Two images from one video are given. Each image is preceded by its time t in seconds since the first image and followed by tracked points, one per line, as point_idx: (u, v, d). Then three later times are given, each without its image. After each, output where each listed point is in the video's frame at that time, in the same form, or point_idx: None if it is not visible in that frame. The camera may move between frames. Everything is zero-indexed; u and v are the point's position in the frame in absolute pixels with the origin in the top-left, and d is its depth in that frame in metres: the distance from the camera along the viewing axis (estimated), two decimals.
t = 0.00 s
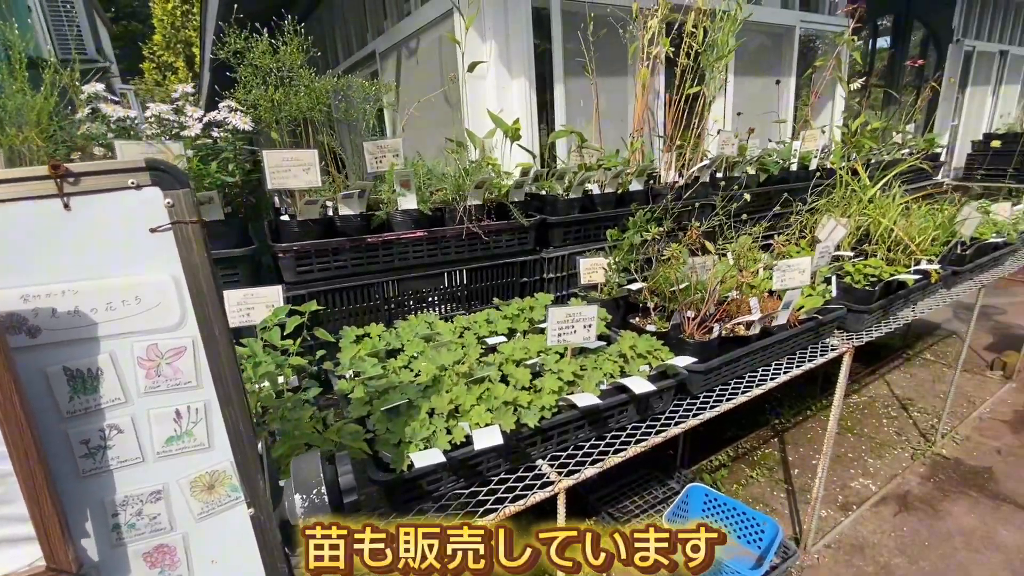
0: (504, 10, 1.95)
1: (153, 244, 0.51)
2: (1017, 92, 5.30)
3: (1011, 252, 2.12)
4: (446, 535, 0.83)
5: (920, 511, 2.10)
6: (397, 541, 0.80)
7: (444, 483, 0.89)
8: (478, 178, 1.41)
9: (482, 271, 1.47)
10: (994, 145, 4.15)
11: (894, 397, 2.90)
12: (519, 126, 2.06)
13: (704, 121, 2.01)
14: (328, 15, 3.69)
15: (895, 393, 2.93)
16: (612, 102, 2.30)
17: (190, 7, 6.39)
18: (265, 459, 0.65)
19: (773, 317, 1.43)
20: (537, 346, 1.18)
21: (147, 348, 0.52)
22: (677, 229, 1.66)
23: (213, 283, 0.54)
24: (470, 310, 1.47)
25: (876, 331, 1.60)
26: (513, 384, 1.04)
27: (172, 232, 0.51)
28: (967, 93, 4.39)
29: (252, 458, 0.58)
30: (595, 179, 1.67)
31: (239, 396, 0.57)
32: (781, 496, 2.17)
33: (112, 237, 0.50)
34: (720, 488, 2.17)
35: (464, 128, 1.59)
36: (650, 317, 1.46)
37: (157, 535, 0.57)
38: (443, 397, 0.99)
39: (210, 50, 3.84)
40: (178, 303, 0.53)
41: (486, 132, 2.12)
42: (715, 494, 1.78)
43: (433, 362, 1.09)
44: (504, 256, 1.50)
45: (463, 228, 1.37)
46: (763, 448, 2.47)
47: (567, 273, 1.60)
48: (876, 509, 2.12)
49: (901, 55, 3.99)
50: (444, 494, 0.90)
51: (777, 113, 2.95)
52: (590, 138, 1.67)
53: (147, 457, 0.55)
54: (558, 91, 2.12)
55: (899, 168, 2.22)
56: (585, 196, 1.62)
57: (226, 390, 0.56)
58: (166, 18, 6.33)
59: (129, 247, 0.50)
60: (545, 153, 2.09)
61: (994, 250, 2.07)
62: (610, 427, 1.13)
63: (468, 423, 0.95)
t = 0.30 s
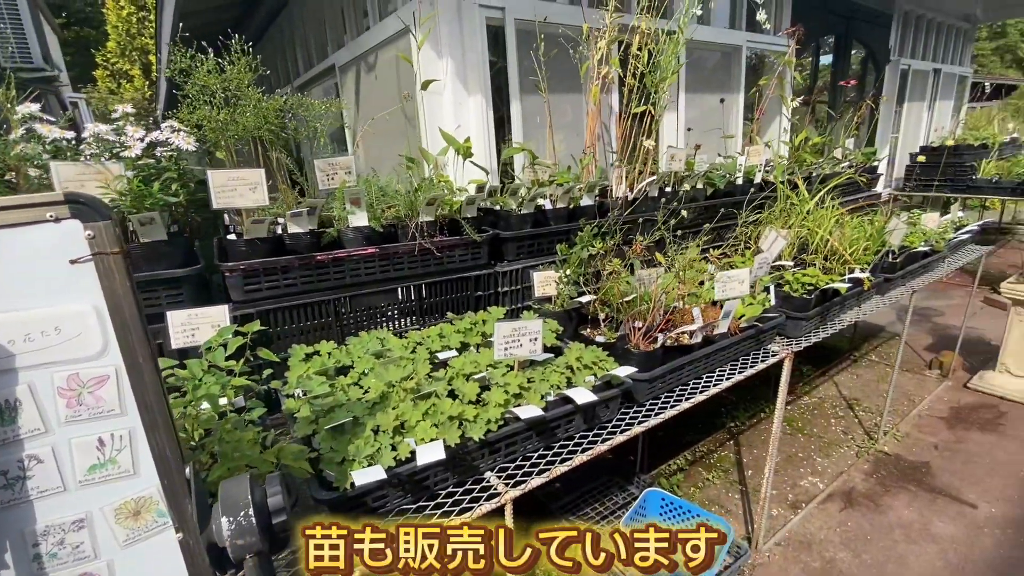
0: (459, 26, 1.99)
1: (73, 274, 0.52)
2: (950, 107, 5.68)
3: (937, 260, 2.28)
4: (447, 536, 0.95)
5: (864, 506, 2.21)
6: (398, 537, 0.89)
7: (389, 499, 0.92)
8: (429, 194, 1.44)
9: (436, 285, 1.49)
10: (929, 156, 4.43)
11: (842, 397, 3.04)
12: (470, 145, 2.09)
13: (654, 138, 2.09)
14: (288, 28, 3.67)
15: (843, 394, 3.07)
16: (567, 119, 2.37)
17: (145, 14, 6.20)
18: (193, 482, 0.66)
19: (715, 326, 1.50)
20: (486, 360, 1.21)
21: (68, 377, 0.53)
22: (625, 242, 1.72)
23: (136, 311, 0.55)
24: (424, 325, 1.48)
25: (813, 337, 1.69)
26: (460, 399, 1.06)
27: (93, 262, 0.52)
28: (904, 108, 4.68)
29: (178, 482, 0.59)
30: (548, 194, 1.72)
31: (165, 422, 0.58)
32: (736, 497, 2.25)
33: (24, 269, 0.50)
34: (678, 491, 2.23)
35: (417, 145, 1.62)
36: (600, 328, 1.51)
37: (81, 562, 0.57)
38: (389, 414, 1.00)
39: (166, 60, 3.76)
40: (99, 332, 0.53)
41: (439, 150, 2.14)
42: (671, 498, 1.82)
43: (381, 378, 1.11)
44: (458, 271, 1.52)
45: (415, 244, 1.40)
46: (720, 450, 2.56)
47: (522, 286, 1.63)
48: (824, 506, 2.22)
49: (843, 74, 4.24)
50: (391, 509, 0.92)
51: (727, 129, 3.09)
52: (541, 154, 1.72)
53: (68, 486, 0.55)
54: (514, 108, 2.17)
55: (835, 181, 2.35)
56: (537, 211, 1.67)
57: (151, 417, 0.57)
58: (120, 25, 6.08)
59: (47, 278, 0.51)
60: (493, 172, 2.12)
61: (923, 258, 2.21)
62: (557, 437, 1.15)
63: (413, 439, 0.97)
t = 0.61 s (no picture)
0: (411, 44, 2.00)
1: None
2: (888, 122, 6.05)
3: (870, 270, 2.43)
4: (447, 538, 1.06)
5: (809, 506, 2.32)
6: (399, 541, 0.95)
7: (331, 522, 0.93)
8: (377, 215, 1.45)
9: (386, 303, 1.50)
10: (869, 169, 4.70)
11: (791, 400, 3.18)
12: (421, 164, 2.10)
13: (603, 156, 2.17)
14: (243, 39, 3.62)
15: (792, 397, 3.22)
16: (521, 136, 2.42)
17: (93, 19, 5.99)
18: (113, 517, 0.66)
19: (658, 338, 1.58)
20: (432, 379, 1.22)
21: None
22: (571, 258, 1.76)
23: (50, 352, 0.55)
24: (376, 343, 1.49)
25: (753, 345, 1.78)
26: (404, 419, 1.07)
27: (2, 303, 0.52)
28: (845, 123, 4.97)
29: (96, 518, 0.60)
30: (497, 212, 1.75)
31: (82, 458, 0.58)
32: (690, 501, 2.32)
33: None
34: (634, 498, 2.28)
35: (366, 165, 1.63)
36: (549, 343, 1.54)
37: None
38: (330, 438, 1.01)
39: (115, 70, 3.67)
40: (11, 372, 0.53)
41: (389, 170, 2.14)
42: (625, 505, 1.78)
43: (325, 401, 1.11)
44: (409, 289, 1.54)
45: (363, 263, 1.41)
46: (675, 456, 2.63)
47: (474, 302, 1.66)
48: (772, 507, 2.31)
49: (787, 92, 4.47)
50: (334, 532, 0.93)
51: (679, 146, 3.23)
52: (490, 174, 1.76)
53: None
54: (469, 126, 2.19)
55: (775, 197, 2.49)
56: (488, 228, 1.69)
57: (67, 454, 0.57)
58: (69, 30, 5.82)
59: None
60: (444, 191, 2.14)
61: (856, 267, 2.36)
62: (503, 452, 1.16)
63: (354, 461, 0.98)
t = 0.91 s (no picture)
0: (364, 61, 1.99)
1: None
2: (831, 135, 6.40)
3: (809, 279, 2.57)
4: (448, 538, 1.18)
5: (758, 507, 2.41)
6: (399, 541, 1.06)
7: (272, 550, 0.91)
8: (325, 235, 1.44)
9: (336, 322, 1.49)
10: (813, 180, 4.96)
11: (744, 404, 3.31)
12: (374, 182, 2.07)
13: (554, 173, 2.22)
14: (193, 50, 3.54)
15: (744, 401, 3.34)
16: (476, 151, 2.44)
17: (34, 23, 5.77)
18: (25, 558, 0.64)
19: (605, 351, 1.61)
20: (379, 400, 1.22)
21: None
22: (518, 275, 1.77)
23: None
24: (325, 363, 1.47)
25: (699, 354, 1.84)
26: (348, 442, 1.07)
27: None
28: (791, 137, 5.23)
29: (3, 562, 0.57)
30: (448, 229, 1.77)
31: None
32: (646, 507, 2.37)
33: None
34: (593, 507, 2.32)
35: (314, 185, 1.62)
36: (501, 359, 1.55)
37: None
38: (270, 464, 1.00)
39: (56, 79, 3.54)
40: None
41: (337, 188, 2.11)
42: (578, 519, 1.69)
43: (266, 426, 1.10)
44: (360, 307, 1.53)
45: (310, 283, 1.40)
46: (633, 463, 2.69)
47: (428, 319, 1.66)
48: (724, 510, 2.39)
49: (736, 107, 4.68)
50: (275, 560, 0.91)
51: (632, 160, 3.34)
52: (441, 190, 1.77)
53: None
54: (423, 143, 2.19)
55: (720, 211, 2.61)
56: (440, 245, 1.70)
57: None
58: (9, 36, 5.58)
59: None
60: (395, 208, 2.12)
61: (795, 277, 2.49)
62: (452, 470, 1.15)
63: (295, 487, 0.97)
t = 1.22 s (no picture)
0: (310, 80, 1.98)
1: None
2: (772, 150, 6.77)
3: (747, 289, 2.71)
4: (449, 538, 1.31)
5: (706, 510, 2.50)
6: (399, 541, 1.25)
7: None
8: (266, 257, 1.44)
9: (279, 345, 1.48)
10: (755, 193, 5.24)
11: (693, 409, 3.44)
12: (322, 199, 2.06)
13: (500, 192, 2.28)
14: (133, 60, 3.43)
15: (693, 406, 3.48)
16: (427, 167, 2.45)
17: None
18: None
19: (551, 365, 1.63)
20: (320, 424, 1.22)
21: None
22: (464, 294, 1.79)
23: None
24: (269, 387, 1.46)
25: (642, 366, 1.91)
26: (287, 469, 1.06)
27: None
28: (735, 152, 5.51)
29: None
30: (394, 247, 1.78)
31: None
32: (599, 515, 2.42)
33: None
34: (547, 517, 2.35)
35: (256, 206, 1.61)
36: (449, 376, 1.54)
37: None
38: (203, 495, 0.99)
39: None
40: None
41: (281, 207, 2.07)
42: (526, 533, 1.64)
43: (200, 456, 1.08)
44: (304, 329, 1.52)
45: (250, 306, 1.38)
46: (587, 471, 2.75)
47: (375, 338, 1.66)
48: (673, 514, 2.47)
49: (682, 123, 4.90)
50: None
51: (583, 176, 3.45)
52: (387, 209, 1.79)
53: None
54: (373, 158, 2.18)
55: (661, 227, 2.75)
56: (386, 264, 1.69)
57: None
58: None
59: None
60: (341, 228, 2.11)
61: (734, 287, 2.63)
62: (396, 491, 1.15)
63: (230, 517, 0.96)
